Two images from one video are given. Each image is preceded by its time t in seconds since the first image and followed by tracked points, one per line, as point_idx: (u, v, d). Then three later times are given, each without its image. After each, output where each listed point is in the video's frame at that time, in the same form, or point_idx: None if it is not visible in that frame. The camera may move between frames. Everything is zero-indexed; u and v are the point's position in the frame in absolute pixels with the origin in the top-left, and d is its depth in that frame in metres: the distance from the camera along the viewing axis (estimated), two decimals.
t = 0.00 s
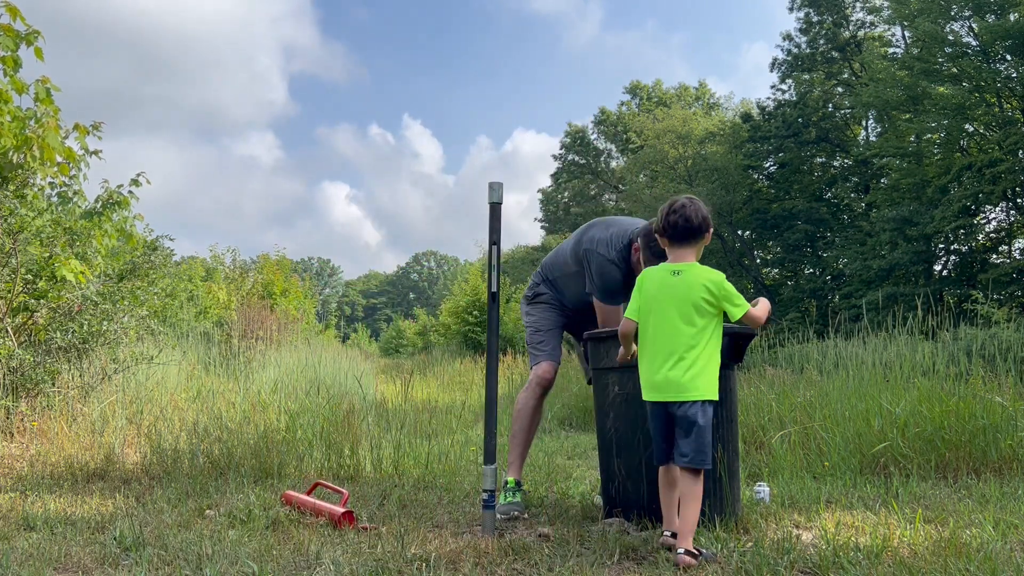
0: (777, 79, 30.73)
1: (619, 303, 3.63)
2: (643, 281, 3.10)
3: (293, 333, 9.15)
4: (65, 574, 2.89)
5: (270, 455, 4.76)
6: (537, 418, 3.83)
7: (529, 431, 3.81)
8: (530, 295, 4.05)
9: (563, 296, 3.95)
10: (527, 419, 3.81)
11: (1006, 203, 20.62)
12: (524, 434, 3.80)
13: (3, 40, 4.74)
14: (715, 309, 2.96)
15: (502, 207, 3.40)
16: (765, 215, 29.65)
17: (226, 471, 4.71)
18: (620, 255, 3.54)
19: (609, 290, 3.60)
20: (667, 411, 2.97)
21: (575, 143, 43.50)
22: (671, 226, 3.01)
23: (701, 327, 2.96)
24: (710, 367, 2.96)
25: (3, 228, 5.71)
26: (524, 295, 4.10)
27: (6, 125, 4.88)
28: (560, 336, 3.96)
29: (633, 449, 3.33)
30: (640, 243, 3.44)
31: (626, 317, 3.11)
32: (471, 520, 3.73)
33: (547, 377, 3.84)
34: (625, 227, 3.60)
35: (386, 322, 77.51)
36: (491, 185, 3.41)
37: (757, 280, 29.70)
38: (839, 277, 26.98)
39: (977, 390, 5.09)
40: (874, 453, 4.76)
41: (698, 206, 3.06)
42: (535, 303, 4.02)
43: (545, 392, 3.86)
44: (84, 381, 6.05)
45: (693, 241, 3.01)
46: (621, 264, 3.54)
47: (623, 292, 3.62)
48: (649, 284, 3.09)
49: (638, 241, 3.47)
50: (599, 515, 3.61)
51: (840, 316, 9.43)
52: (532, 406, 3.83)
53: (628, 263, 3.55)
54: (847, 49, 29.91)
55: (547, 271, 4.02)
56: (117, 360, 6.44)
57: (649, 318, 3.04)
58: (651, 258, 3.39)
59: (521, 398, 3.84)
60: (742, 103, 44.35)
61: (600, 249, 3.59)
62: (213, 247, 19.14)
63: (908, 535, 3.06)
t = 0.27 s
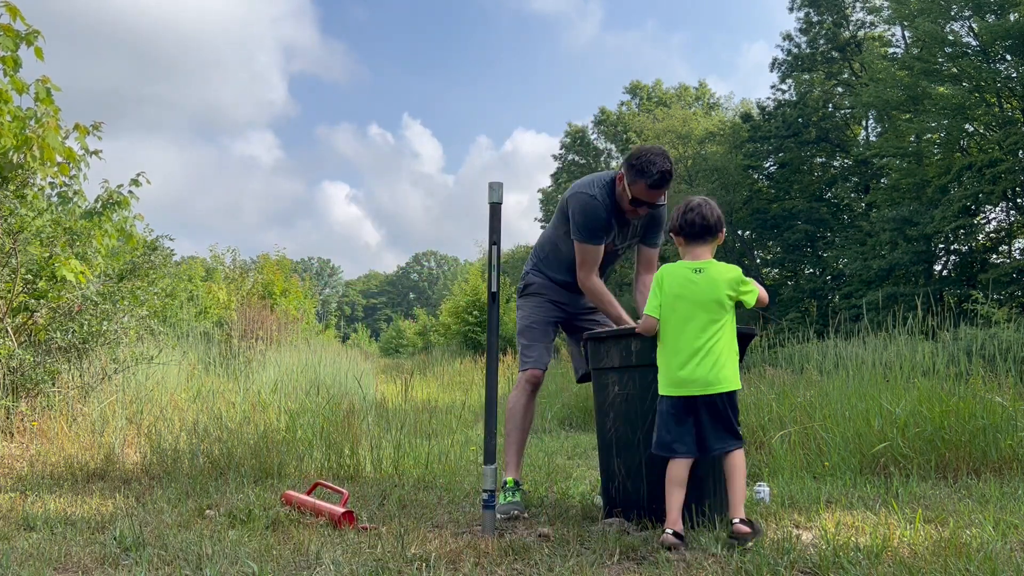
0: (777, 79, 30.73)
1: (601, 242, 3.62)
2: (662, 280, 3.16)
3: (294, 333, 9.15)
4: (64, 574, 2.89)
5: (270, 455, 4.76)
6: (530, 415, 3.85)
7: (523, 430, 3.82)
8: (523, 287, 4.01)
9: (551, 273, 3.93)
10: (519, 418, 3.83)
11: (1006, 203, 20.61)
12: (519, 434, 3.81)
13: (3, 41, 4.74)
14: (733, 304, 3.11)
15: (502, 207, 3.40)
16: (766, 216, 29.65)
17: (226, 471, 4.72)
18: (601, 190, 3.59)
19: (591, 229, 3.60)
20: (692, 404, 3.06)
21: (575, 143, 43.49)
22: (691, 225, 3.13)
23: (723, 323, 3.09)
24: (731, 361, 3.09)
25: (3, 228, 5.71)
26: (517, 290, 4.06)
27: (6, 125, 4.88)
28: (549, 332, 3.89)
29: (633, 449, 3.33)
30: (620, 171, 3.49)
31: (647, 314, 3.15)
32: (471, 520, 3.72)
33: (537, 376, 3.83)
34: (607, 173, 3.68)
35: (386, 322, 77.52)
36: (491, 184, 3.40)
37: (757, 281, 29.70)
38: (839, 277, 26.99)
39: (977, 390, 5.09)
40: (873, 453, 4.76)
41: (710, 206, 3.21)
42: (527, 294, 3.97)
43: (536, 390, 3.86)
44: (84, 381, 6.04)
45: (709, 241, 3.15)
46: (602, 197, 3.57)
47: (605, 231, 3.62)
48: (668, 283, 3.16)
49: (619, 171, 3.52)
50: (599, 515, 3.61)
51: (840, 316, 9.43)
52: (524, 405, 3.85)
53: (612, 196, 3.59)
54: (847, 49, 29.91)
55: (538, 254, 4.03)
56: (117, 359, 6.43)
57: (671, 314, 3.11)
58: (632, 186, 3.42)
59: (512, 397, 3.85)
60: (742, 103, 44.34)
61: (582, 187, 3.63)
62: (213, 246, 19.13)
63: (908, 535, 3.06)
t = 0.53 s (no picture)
0: (777, 79, 30.73)
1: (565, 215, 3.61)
2: (708, 292, 3.06)
3: (294, 333, 9.16)
4: (64, 574, 2.89)
5: (270, 455, 4.76)
6: (525, 414, 3.86)
7: (521, 430, 3.81)
8: (514, 285, 3.99)
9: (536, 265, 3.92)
10: (516, 417, 3.84)
11: (1006, 203, 20.60)
12: (518, 434, 3.80)
13: (3, 41, 4.74)
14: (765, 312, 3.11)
15: (502, 206, 3.40)
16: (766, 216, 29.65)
17: (226, 471, 4.72)
18: (563, 163, 3.59)
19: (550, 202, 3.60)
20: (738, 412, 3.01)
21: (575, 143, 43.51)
22: (733, 233, 3.07)
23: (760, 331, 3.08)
24: (764, 369, 3.08)
25: (3, 229, 5.71)
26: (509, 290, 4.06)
27: (6, 125, 4.87)
28: (541, 330, 3.88)
29: (633, 449, 3.32)
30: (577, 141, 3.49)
31: (696, 325, 3.02)
32: (471, 520, 3.72)
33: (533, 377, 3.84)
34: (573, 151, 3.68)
35: (386, 322, 77.56)
36: (491, 184, 3.40)
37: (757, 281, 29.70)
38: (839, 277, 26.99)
39: (977, 390, 5.09)
40: (873, 453, 4.75)
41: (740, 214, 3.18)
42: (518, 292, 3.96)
43: (531, 390, 3.88)
44: (84, 382, 6.04)
45: (749, 252, 3.11)
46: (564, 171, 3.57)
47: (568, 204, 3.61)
48: (712, 292, 3.07)
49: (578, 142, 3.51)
50: (599, 515, 3.61)
51: (840, 316, 9.43)
52: (520, 404, 3.85)
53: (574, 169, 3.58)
54: (847, 49, 29.91)
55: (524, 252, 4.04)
56: (117, 359, 6.43)
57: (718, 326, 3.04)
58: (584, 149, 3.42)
59: (508, 397, 3.86)
60: (743, 103, 44.35)
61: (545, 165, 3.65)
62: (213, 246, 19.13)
63: (908, 535, 3.06)
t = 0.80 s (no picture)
0: (777, 79, 30.73)
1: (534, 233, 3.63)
2: (748, 281, 3.05)
3: (294, 333, 9.16)
4: (64, 574, 2.89)
5: (270, 455, 4.76)
6: (519, 413, 3.85)
7: (516, 431, 3.82)
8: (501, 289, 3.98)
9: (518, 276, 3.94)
10: (511, 418, 3.83)
11: (1006, 203, 20.59)
12: (513, 434, 3.81)
13: (3, 41, 4.73)
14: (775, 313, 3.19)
15: (502, 206, 3.39)
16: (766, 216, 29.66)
17: (226, 471, 4.72)
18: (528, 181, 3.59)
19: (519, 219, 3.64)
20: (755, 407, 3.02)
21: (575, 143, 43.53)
22: (765, 234, 3.11)
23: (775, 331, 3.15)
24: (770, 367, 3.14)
25: (3, 229, 5.72)
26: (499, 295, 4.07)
27: (6, 125, 4.87)
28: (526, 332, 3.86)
29: (632, 449, 3.33)
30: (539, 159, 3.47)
31: (735, 312, 3.00)
32: (471, 520, 3.72)
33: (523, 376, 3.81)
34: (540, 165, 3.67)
35: (386, 322, 77.59)
36: (491, 184, 3.39)
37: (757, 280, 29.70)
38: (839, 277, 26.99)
39: (977, 390, 5.09)
40: (873, 453, 4.75)
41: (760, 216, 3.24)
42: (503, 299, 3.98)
43: (521, 390, 3.85)
44: (84, 381, 6.04)
45: (774, 252, 3.17)
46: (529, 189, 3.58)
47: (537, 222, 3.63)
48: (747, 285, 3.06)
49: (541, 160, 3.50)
50: (599, 515, 3.61)
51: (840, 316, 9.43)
52: (514, 405, 3.85)
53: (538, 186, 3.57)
54: (847, 49, 29.91)
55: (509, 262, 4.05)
56: (117, 359, 6.43)
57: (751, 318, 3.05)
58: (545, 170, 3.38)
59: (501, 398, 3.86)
60: (743, 103, 44.36)
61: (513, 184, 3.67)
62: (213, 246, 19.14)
63: (908, 536, 3.06)
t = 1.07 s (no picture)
0: (777, 79, 30.72)
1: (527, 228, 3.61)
2: (740, 281, 3.08)
3: (294, 333, 9.16)
4: (64, 574, 2.89)
5: (270, 455, 4.76)
6: (516, 413, 3.85)
7: (515, 431, 3.83)
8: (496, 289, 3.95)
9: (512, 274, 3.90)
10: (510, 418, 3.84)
11: (1006, 203, 20.58)
12: (512, 434, 3.82)
13: (3, 40, 4.73)
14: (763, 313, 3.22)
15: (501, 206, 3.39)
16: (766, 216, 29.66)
17: (226, 471, 4.72)
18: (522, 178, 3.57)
19: (512, 218, 3.59)
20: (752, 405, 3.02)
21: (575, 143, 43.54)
22: (751, 236, 3.16)
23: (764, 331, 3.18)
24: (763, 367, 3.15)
25: (3, 229, 5.72)
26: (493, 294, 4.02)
27: (6, 125, 4.87)
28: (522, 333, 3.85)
29: (632, 449, 3.32)
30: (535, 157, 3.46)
31: (724, 311, 3.03)
32: (471, 520, 3.72)
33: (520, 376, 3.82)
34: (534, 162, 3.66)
35: (386, 322, 77.59)
36: (491, 184, 3.38)
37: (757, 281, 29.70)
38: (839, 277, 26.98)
39: (977, 390, 5.09)
40: (873, 453, 4.75)
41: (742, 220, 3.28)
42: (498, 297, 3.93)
43: (519, 390, 3.86)
44: (84, 381, 6.04)
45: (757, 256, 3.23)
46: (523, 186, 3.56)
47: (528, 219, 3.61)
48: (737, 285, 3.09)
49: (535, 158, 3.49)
50: (599, 515, 3.61)
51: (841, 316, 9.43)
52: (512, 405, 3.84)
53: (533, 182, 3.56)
54: (847, 49, 29.91)
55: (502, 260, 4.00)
56: (117, 359, 6.42)
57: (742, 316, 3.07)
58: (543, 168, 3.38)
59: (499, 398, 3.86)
60: (743, 103, 44.37)
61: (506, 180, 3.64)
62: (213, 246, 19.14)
63: (908, 536, 3.06)
